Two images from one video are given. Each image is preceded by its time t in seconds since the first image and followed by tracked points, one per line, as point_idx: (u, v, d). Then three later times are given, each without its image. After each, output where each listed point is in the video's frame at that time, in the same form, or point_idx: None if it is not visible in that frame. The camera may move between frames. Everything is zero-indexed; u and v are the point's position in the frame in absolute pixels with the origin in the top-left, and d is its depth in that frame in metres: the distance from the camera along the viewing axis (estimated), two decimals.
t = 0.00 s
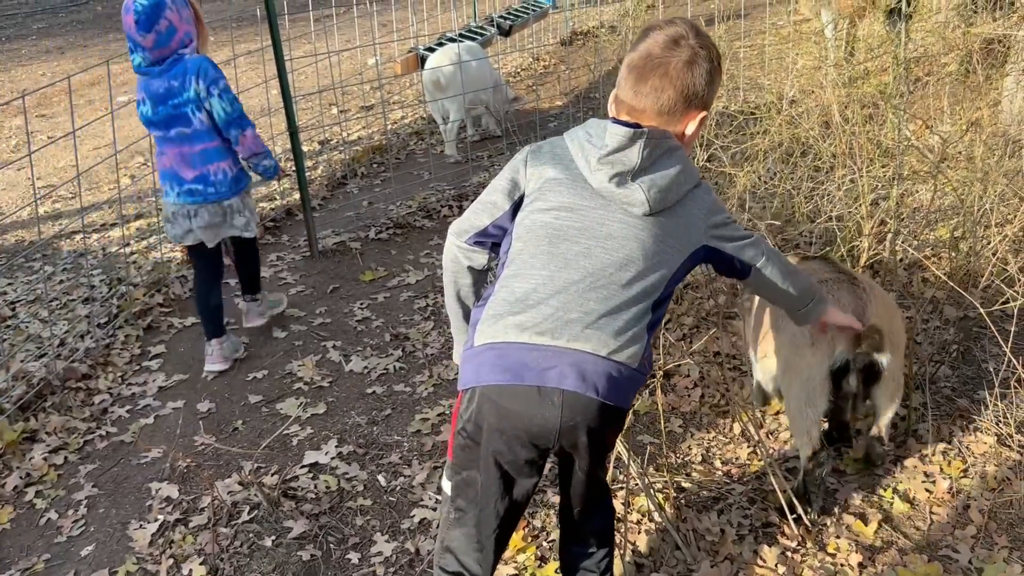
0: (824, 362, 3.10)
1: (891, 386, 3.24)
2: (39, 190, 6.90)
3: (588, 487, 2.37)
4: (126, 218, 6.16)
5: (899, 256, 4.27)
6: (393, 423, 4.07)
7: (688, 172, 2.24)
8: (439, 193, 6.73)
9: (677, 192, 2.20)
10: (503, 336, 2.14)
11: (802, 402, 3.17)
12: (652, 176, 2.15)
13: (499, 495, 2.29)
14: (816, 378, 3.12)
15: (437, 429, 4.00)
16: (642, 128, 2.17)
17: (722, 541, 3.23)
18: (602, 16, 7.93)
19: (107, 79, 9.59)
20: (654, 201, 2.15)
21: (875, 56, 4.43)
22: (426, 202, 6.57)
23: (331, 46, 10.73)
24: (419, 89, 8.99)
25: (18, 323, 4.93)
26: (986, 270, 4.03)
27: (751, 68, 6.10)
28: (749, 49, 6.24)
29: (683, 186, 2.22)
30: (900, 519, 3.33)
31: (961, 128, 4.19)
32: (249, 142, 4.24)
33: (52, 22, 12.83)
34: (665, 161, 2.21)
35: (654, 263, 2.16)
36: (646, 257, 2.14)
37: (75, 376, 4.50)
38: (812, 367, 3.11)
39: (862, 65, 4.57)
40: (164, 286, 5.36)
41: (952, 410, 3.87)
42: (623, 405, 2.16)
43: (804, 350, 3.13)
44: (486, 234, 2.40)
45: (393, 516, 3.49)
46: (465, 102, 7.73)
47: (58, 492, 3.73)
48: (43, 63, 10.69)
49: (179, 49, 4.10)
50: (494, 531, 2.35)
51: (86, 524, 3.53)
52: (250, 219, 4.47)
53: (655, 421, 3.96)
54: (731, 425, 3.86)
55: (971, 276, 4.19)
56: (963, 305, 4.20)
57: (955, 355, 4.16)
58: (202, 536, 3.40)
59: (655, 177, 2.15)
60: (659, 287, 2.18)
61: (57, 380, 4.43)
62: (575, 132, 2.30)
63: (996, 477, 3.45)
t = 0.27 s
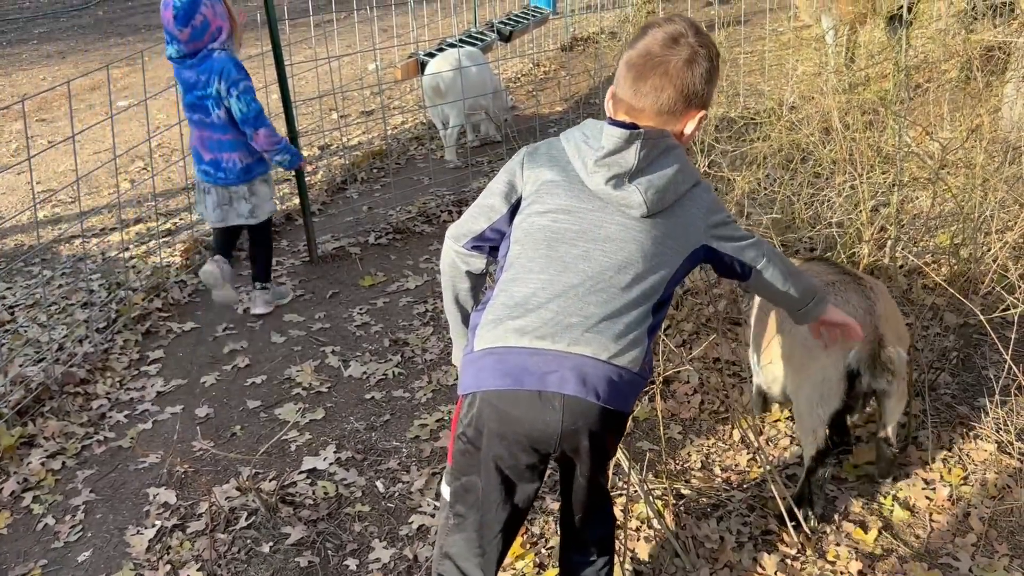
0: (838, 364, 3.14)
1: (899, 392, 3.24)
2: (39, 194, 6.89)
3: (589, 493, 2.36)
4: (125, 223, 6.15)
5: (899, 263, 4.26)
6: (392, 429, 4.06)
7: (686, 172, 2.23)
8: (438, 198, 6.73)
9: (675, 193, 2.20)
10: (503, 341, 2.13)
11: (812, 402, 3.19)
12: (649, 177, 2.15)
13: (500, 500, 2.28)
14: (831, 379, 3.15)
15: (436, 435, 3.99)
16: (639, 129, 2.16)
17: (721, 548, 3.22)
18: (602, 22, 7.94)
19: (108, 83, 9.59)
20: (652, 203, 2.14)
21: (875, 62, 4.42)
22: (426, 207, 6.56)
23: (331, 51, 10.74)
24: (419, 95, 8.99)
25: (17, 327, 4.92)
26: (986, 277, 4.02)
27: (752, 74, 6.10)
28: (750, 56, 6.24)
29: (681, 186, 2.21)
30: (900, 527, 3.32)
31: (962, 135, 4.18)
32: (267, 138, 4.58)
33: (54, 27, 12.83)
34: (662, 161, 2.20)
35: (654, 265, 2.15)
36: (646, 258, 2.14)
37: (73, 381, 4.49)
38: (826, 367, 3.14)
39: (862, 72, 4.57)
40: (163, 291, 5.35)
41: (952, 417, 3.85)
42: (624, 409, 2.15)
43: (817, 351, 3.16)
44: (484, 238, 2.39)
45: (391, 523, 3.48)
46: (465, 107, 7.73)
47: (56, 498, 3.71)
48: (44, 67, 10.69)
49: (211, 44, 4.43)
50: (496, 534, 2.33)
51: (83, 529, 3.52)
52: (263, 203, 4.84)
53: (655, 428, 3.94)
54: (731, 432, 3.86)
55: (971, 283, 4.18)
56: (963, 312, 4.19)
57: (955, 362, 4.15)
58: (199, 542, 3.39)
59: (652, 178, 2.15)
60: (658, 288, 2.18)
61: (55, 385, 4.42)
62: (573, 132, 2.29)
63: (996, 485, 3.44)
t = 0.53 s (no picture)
0: (839, 373, 3.15)
1: (899, 401, 3.23)
2: (38, 201, 6.89)
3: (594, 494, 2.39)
4: (124, 229, 6.15)
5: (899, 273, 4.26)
6: (389, 438, 4.04)
7: (681, 165, 2.25)
8: (438, 206, 6.73)
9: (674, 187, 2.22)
10: (524, 349, 2.12)
11: (814, 409, 3.18)
12: (652, 176, 2.16)
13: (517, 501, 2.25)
14: (833, 389, 3.15)
15: (434, 443, 3.98)
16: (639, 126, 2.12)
17: (719, 559, 3.21)
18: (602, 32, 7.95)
19: (108, 90, 9.60)
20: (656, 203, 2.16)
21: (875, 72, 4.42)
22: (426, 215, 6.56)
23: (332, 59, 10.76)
24: (420, 103, 9.00)
25: (15, 333, 4.92)
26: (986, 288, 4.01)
27: (751, 83, 6.10)
28: (750, 65, 6.24)
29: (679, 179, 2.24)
30: (899, 538, 3.30)
31: (961, 145, 4.18)
32: (249, 139, 4.71)
33: (55, 34, 12.85)
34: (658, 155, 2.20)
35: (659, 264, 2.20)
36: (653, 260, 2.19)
37: (70, 388, 4.48)
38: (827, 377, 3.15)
39: (862, 82, 4.57)
40: (161, 298, 5.34)
41: (951, 428, 3.84)
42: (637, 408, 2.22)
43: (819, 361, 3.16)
44: (488, 242, 2.26)
45: (388, 532, 3.46)
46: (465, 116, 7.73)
47: (51, 505, 3.70)
48: (45, 74, 10.70)
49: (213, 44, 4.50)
50: (510, 541, 2.28)
51: (78, 537, 3.50)
52: (250, 195, 4.92)
53: (653, 437, 3.93)
54: (730, 442, 3.84)
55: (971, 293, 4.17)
56: (963, 322, 4.18)
57: (955, 372, 4.13)
58: (195, 550, 3.37)
59: (655, 177, 2.17)
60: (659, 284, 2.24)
61: (52, 392, 4.41)
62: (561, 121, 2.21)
63: (996, 496, 3.42)
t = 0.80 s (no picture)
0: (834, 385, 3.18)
1: (899, 412, 3.20)
2: (40, 210, 6.90)
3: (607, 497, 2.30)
4: (125, 239, 6.16)
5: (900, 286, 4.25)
6: (389, 449, 4.03)
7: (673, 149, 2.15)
8: (439, 216, 6.74)
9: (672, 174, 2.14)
10: (565, 353, 1.96)
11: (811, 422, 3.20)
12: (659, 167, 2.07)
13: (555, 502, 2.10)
14: (828, 402, 3.18)
15: (433, 455, 3.97)
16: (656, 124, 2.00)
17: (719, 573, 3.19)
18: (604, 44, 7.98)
19: (111, 100, 9.63)
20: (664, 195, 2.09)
21: (876, 85, 4.43)
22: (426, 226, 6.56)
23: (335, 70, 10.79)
24: (422, 113, 9.03)
25: (15, 342, 4.91)
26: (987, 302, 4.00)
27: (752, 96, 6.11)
28: (751, 77, 6.26)
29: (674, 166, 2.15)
30: (900, 553, 3.28)
31: (962, 159, 4.18)
32: (233, 137, 4.76)
33: (59, 43, 12.90)
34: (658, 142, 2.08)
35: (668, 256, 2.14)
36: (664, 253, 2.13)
37: (69, 397, 4.47)
38: (822, 389, 3.19)
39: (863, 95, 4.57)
40: (162, 307, 5.34)
41: (952, 442, 3.83)
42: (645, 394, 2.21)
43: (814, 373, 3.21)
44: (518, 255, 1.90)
45: (386, 544, 3.45)
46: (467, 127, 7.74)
47: (49, 516, 3.69)
48: (49, 84, 10.74)
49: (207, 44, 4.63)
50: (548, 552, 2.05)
51: (76, 548, 3.49)
52: (226, 196, 4.96)
53: (653, 450, 3.92)
54: (730, 455, 3.83)
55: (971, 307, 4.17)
56: (964, 336, 4.18)
57: (956, 387, 4.12)
58: (193, 562, 3.36)
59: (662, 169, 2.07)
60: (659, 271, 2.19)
61: (51, 402, 4.40)
62: (563, 107, 1.94)
63: (997, 511, 3.41)
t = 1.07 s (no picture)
0: (836, 404, 3.18)
1: (899, 432, 3.21)
2: (45, 223, 6.92)
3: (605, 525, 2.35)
4: (129, 253, 6.17)
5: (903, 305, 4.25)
6: (391, 466, 4.03)
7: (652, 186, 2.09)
8: (443, 232, 6.75)
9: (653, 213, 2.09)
10: (578, 416, 1.92)
11: (813, 441, 3.19)
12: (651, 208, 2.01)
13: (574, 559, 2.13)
14: (830, 421, 3.18)
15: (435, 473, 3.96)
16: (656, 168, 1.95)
17: None
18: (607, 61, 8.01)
19: (116, 114, 9.68)
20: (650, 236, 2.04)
21: (879, 105, 4.44)
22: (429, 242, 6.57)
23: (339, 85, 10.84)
24: (425, 128, 9.06)
25: (17, 357, 4.92)
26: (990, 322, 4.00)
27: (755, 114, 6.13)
28: (754, 95, 6.28)
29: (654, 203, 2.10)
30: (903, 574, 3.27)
31: (965, 179, 4.19)
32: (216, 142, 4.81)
33: (64, 57, 12.96)
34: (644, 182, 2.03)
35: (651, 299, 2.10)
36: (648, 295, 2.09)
37: (71, 412, 4.46)
38: (823, 409, 3.19)
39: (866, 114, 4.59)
40: (165, 322, 5.34)
41: (956, 463, 3.82)
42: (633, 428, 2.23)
43: (816, 392, 3.22)
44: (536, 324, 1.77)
45: (388, 562, 3.44)
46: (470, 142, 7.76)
47: (50, 531, 3.68)
48: (54, 97, 10.79)
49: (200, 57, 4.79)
50: None
51: (76, 565, 3.48)
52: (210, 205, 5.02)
53: (656, 469, 3.91)
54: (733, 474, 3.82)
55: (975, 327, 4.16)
56: (967, 355, 4.17)
57: (960, 407, 4.12)
58: None
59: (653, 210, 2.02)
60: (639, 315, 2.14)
61: (54, 416, 4.40)
62: (572, 154, 1.82)
63: (1001, 533, 3.39)
